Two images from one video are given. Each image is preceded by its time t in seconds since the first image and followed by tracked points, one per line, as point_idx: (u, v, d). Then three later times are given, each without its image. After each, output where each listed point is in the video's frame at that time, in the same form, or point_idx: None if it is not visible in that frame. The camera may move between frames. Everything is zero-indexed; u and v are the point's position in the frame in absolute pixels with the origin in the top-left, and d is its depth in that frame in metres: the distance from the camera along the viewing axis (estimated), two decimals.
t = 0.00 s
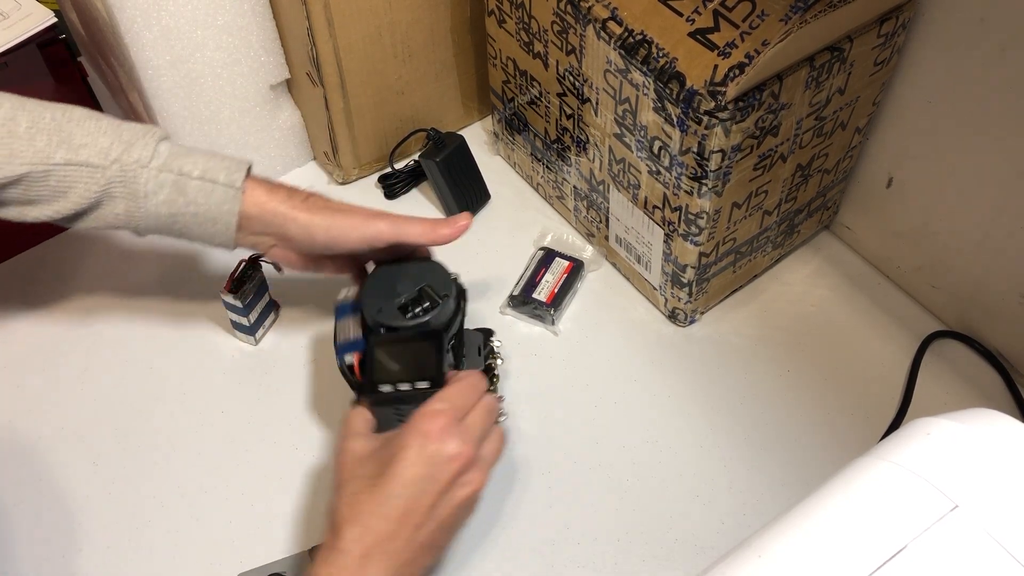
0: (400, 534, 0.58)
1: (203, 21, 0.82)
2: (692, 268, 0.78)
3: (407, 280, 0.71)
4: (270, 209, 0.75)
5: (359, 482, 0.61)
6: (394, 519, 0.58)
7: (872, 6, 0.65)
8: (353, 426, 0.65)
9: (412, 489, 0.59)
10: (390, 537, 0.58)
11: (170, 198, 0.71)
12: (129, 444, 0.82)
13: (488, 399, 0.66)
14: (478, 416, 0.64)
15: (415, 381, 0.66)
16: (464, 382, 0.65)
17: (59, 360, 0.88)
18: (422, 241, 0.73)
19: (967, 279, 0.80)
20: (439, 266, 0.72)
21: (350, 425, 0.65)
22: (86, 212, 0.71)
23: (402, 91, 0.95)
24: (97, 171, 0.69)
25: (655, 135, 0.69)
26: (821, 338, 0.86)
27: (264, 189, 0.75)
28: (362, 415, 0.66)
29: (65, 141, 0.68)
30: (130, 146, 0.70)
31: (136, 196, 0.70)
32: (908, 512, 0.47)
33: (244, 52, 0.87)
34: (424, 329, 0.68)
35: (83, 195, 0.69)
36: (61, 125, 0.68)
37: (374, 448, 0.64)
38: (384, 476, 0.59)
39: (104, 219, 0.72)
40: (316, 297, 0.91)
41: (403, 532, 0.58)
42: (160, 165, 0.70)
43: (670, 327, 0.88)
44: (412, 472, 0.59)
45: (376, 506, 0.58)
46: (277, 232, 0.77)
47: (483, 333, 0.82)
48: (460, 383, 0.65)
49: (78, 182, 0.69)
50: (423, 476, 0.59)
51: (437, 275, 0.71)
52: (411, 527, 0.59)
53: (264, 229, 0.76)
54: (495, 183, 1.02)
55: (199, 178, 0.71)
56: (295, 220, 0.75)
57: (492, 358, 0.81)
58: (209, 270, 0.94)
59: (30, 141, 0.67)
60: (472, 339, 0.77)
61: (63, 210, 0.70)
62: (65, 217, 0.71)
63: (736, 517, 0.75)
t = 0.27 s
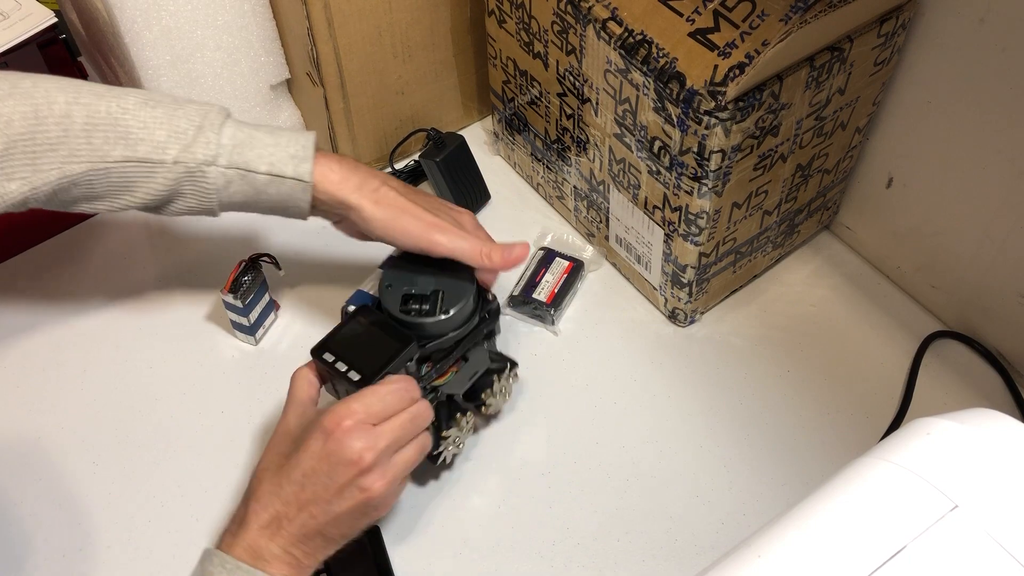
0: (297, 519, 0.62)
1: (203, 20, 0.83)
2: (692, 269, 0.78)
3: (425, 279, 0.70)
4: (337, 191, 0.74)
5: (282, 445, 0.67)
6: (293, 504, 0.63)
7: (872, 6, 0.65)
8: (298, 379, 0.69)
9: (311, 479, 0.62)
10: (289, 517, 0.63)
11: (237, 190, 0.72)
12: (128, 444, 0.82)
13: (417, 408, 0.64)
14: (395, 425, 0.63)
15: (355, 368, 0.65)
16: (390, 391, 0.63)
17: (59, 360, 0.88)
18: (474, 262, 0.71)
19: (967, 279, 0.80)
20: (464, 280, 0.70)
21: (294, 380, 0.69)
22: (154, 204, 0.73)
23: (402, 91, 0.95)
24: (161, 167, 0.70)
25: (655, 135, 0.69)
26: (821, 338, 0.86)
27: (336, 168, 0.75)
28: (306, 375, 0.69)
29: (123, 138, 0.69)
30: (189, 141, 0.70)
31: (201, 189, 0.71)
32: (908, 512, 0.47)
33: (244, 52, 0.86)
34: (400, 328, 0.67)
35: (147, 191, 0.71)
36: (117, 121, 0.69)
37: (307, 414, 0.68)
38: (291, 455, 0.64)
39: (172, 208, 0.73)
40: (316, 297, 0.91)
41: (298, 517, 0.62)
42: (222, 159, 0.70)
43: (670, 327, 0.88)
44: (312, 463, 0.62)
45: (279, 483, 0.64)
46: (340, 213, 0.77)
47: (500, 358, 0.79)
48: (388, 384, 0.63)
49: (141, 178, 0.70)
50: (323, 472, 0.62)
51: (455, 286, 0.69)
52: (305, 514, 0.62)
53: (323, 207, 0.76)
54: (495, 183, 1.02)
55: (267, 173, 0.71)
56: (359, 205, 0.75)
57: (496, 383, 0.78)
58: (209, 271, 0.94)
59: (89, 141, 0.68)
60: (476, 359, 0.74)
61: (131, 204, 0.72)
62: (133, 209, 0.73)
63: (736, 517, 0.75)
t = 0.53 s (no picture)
0: (273, 513, 0.65)
1: (203, 21, 0.82)
2: (692, 269, 0.78)
3: (418, 301, 0.74)
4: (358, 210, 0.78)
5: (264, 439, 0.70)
6: (271, 498, 0.65)
7: (872, 6, 0.65)
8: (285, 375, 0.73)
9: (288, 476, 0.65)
10: (265, 510, 0.65)
11: (265, 205, 0.74)
12: (128, 445, 0.82)
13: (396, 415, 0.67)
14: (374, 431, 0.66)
15: (332, 377, 0.69)
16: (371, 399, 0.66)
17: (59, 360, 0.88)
18: (473, 303, 0.74)
19: (967, 279, 0.81)
20: (456, 307, 0.73)
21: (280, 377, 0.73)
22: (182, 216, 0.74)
23: (403, 91, 0.95)
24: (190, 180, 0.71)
25: (655, 135, 0.69)
26: (821, 338, 0.86)
27: (359, 187, 0.78)
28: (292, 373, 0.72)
29: (152, 151, 0.70)
30: (218, 157, 0.71)
31: (229, 204, 0.73)
32: (908, 512, 0.47)
33: (244, 52, 0.86)
34: (383, 344, 0.70)
35: (175, 203, 0.72)
36: (147, 134, 0.70)
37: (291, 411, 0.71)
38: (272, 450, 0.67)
39: (198, 220, 0.75)
40: (316, 297, 0.91)
41: (274, 511, 0.65)
42: (250, 176, 0.72)
43: (670, 327, 0.88)
44: (290, 461, 0.65)
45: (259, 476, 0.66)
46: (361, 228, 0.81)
47: (489, 384, 0.79)
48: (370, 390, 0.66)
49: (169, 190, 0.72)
50: (301, 469, 0.65)
51: (445, 311, 0.72)
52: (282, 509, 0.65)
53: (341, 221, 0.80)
54: (495, 183, 1.02)
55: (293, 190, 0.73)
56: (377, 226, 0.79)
57: (479, 409, 0.78)
58: (209, 271, 0.94)
59: (119, 153, 0.69)
60: (462, 382, 0.75)
61: (159, 214, 0.74)
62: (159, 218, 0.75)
63: (736, 517, 0.75)
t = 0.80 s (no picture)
0: (262, 505, 0.65)
1: (203, 21, 0.82)
2: (692, 269, 0.78)
3: (410, 304, 0.74)
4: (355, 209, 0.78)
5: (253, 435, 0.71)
6: (260, 491, 0.66)
7: (872, 6, 0.65)
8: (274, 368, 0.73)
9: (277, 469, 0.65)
10: (254, 503, 0.66)
11: (261, 208, 0.74)
12: (128, 445, 0.81)
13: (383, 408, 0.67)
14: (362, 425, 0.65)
15: (320, 373, 0.69)
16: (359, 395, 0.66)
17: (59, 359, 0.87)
18: (462, 308, 0.75)
19: (967, 279, 0.80)
20: (447, 311, 0.74)
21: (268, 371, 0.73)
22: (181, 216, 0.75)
23: (403, 91, 0.95)
24: (192, 182, 0.71)
25: (655, 135, 0.69)
26: (821, 338, 0.86)
27: (357, 189, 0.78)
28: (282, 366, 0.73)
29: (154, 150, 0.70)
30: (219, 157, 0.71)
31: (228, 205, 0.73)
32: (908, 512, 0.47)
33: (245, 52, 0.86)
34: (372, 344, 0.71)
35: (176, 203, 0.73)
36: (149, 134, 0.70)
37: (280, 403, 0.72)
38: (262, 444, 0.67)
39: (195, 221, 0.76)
40: (316, 297, 0.91)
41: (264, 504, 0.65)
42: (250, 176, 0.72)
43: (670, 327, 0.88)
44: (279, 454, 0.65)
45: (250, 469, 0.67)
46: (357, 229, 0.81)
47: (475, 394, 0.78)
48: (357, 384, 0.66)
49: (171, 191, 0.72)
50: (288, 462, 0.65)
51: (436, 315, 0.73)
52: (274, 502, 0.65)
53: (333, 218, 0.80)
54: (495, 183, 1.02)
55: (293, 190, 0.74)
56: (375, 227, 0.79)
57: (462, 417, 0.78)
58: (209, 270, 0.94)
59: (122, 153, 0.69)
60: (448, 388, 0.75)
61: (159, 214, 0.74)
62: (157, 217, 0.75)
63: (736, 517, 0.75)
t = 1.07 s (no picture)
0: (276, 525, 0.64)
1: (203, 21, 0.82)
2: (692, 269, 0.78)
3: (413, 307, 0.75)
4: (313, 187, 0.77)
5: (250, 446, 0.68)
6: (272, 512, 0.64)
7: (872, 7, 0.65)
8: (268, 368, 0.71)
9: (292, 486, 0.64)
10: (267, 524, 0.64)
11: (238, 198, 0.74)
12: (128, 445, 0.82)
13: (404, 415, 0.69)
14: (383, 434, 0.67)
15: (321, 376, 0.71)
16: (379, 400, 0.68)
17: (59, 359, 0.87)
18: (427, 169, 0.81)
19: (967, 280, 0.81)
20: (450, 318, 0.74)
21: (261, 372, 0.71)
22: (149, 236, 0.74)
23: (403, 91, 0.95)
24: (152, 192, 0.71)
25: (655, 135, 0.69)
26: (821, 339, 0.86)
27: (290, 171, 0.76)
28: (276, 362, 0.70)
29: (86, 171, 0.70)
30: (190, 158, 0.73)
31: (196, 210, 0.73)
32: (908, 513, 0.47)
33: (245, 52, 0.87)
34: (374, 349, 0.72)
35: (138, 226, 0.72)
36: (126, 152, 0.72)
37: (275, 405, 0.69)
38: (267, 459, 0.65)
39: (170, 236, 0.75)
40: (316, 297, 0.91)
41: (279, 525, 0.64)
42: (223, 171, 0.74)
43: (670, 327, 0.88)
44: (296, 472, 0.64)
45: (257, 487, 0.64)
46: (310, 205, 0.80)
47: (475, 397, 0.79)
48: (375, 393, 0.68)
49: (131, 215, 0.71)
50: (309, 480, 0.64)
51: (439, 321, 0.73)
52: (289, 521, 0.64)
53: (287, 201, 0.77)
54: (495, 183, 1.02)
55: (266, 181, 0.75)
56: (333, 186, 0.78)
57: (462, 421, 0.78)
58: (209, 270, 0.94)
59: (105, 170, 0.70)
60: (448, 392, 0.76)
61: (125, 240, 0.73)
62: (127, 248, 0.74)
63: (736, 517, 0.75)
